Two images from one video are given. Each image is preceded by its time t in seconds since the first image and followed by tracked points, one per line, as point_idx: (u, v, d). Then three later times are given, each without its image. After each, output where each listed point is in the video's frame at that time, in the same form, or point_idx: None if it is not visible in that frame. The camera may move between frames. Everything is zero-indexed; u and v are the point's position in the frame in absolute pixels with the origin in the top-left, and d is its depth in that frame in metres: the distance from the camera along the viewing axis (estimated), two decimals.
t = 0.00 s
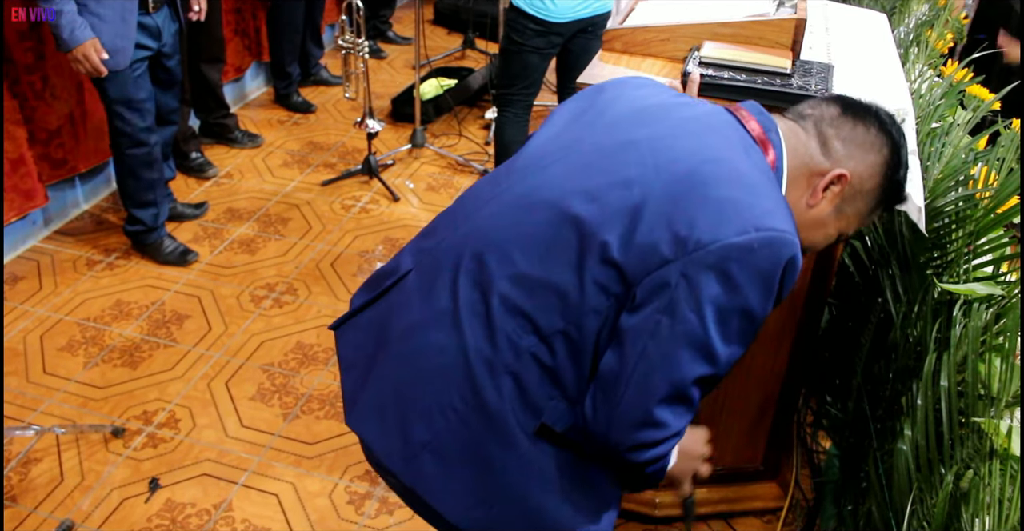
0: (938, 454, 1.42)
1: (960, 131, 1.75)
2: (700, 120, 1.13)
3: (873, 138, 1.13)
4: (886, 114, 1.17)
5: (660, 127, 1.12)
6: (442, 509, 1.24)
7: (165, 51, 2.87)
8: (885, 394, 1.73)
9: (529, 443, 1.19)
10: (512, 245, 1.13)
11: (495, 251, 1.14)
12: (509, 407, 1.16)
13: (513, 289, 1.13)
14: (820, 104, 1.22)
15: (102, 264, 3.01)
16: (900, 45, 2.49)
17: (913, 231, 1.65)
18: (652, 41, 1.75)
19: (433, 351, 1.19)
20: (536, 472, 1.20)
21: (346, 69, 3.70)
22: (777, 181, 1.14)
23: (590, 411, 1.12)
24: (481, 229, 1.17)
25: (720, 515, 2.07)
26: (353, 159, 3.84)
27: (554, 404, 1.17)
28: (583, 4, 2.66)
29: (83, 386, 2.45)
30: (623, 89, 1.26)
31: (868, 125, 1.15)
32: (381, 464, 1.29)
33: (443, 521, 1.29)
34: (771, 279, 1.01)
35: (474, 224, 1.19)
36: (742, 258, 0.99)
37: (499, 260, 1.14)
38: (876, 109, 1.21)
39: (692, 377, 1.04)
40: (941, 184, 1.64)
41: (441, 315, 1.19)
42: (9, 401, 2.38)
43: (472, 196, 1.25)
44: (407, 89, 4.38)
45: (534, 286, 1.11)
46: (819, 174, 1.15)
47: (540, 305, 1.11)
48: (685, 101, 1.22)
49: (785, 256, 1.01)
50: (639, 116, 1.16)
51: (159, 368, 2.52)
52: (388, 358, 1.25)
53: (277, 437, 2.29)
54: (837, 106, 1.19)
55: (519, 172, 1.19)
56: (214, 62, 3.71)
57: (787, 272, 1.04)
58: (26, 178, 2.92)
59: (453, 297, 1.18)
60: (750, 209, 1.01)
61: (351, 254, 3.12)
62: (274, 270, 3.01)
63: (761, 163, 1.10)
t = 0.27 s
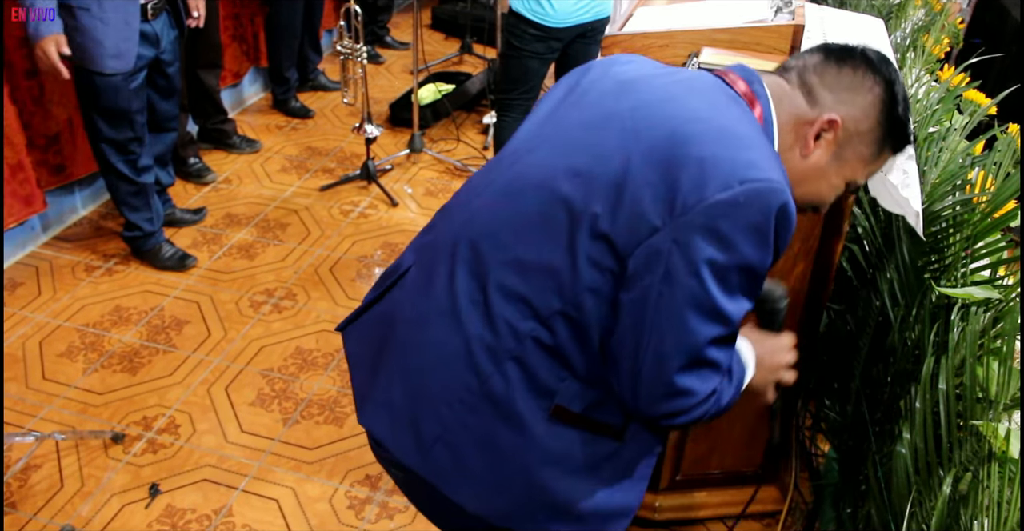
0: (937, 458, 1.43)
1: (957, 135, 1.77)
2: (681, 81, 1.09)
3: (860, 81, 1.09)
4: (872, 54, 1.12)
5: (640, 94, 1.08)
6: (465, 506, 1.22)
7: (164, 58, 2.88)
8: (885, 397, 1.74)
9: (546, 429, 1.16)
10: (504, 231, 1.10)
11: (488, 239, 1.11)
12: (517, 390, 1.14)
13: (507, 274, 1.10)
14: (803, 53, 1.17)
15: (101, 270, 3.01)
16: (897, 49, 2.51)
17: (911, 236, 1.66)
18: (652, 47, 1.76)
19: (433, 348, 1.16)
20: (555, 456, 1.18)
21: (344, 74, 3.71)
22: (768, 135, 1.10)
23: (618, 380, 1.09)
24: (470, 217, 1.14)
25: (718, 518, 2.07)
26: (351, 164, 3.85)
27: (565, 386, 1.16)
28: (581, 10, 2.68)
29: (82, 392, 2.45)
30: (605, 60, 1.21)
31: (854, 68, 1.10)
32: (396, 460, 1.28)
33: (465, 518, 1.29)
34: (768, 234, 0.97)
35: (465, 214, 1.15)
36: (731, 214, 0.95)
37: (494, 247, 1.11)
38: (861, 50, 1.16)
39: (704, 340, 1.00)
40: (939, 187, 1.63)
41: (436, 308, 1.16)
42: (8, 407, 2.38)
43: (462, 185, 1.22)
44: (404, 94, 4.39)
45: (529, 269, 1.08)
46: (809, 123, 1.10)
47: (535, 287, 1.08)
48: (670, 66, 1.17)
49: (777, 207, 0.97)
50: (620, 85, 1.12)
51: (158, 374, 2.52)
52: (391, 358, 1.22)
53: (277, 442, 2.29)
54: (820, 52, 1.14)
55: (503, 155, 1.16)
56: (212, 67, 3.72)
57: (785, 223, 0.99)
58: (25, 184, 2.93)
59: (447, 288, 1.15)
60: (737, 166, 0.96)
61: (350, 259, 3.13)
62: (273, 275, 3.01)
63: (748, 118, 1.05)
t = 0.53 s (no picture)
0: (928, 451, 1.44)
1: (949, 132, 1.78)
2: (652, 43, 1.08)
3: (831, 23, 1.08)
4: None
5: (612, 59, 1.08)
6: (472, 488, 1.22)
7: (159, 56, 2.89)
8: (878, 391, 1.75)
9: (549, 402, 1.17)
10: (488, 211, 1.10)
11: (474, 220, 1.12)
12: (513, 364, 1.14)
13: (495, 253, 1.10)
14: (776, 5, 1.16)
15: (99, 266, 3.02)
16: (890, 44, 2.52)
17: (904, 231, 1.67)
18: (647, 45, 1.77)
19: (425, 334, 1.17)
20: (559, 426, 1.18)
21: (340, 70, 3.71)
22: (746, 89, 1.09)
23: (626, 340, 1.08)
24: (456, 201, 1.14)
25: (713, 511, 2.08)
26: (347, 160, 3.85)
27: (564, 358, 1.16)
28: (577, 6, 2.68)
29: (81, 388, 2.46)
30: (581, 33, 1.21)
31: (825, 11, 1.09)
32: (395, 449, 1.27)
33: (466, 513, 1.29)
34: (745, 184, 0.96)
35: (451, 198, 1.16)
36: (705, 170, 0.95)
37: (479, 228, 1.11)
38: None
39: (696, 298, 1.00)
40: (931, 183, 1.64)
41: (427, 292, 1.17)
42: (7, 404, 2.39)
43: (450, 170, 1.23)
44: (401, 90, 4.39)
45: (514, 246, 1.08)
46: (785, 73, 1.09)
47: (521, 263, 1.08)
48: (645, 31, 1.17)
49: (751, 155, 0.96)
50: (593, 54, 1.12)
51: (157, 370, 2.53)
52: (388, 348, 1.23)
53: (275, 437, 2.30)
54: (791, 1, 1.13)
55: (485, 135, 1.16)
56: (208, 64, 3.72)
57: (764, 173, 0.99)
58: (21, 182, 2.94)
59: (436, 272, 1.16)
60: (707, 120, 0.96)
61: (347, 255, 3.14)
62: (271, 271, 3.02)
63: (721, 72, 1.04)
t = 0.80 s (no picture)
0: (917, 450, 1.46)
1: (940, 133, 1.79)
2: (619, 10, 1.10)
3: None
4: None
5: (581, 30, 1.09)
6: (472, 468, 1.24)
7: (155, 60, 2.91)
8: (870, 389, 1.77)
9: (546, 374, 1.19)
10: (469, 192, 1.12)
11: (456, 203, 1.14)
12: (505, 338, 1.16)
13: (479, 233, 1.12)
14: None
15: (97, 267, 3.03)
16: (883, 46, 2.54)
17: (895, 232, 1.69)
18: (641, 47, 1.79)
19: (414, 318, 1.19)
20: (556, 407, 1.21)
21: (337, 71, 3.73)
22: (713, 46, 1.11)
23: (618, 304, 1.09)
24: (439, 187, 1.17)
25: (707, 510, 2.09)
26: (345, 161, 3.87)
27: (558, 331, 1.17)
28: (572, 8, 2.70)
29: (79, 387, 2.47)
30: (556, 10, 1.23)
31: None
32: (389, 435, 1.29)
33: (461, 508, 1.30)
34: (716, 139, 0.97)
35: (435, 183, 1.19)
36: (671, 129, 0.96)
37: (461, 211, 1.13)
38: None
39: (678, 259, 1.01)
40: (921, 185, 1.65)
41: (416, 276, 1.19)
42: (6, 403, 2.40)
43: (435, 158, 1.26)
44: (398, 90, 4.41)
45: (495, 224, 1.10)
46: (749, 26, 1.10)
47: (502, 240, 1.10)
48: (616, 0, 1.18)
49: (719, 109, 0.97)
50: (564, 26, 1.13)
51: (154, 370, 2.54)
52: (382, 335, 1.25)
53: (272, 437, 2.32)
54: None
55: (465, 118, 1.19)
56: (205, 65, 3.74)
57: (738, 127, 1.00)
58: (20, 182, 2.95)
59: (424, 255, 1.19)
60: (672, 80, 0.97)
61: (344, 256, 3.15)
62: (268, 272, 3.04)
63: (690, 31, 1.05)
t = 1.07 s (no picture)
0: (908, 452, 1.48)
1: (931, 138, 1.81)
2: None
3: None
4: None
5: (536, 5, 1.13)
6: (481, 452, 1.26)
7: (155, 69, 2.93)
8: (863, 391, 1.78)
9: (554, 347, 1.22)
10: (451, 183, 1.18)
11: (440, 196, 1.19)
12: (504, 317, 1.19)
13: (465, 224, 1.17)
14: None
15: (97, 272, 3.05)
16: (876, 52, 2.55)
17: (886, 237, 1.70)
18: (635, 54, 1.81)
19: (410, 312, 1.24)
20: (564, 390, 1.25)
21: (336, 78, 3.74)
22: None
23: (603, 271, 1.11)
24: (423, 184, 1.23)
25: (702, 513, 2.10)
26: (344, 167, 3.89)
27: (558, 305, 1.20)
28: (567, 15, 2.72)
29: (79, 392, 2.49)
30: None
31: None
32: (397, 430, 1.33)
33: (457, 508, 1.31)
34: (671, 88, 0.99)
35: (421, 180, 1.24)
36: (624, 85, 0.99)
37: (446, 204, 1.19)
38: None
39: (652, 213, 1.03)
40: (913, 189, 1.69)
41: (411, 270, 1.25)
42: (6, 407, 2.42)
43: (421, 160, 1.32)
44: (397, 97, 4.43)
45: (477, 210, 1.15)
46: None
47: (482, 223, 1.15)
48: None
49: (670, 57, 0.99)
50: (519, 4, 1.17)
51: (154, 374, 2.56)
52: (383, 334, 1.30)
53: (271, 441, 2.33)
54: None
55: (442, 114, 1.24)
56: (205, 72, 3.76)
57: (695, 75, 1.02)
58: (21, 188, 2.97)
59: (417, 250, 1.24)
60: (618, 37, 1.01)
61: (343, 261, 3.17)
62: (267, 277, 3.05)
63: None
